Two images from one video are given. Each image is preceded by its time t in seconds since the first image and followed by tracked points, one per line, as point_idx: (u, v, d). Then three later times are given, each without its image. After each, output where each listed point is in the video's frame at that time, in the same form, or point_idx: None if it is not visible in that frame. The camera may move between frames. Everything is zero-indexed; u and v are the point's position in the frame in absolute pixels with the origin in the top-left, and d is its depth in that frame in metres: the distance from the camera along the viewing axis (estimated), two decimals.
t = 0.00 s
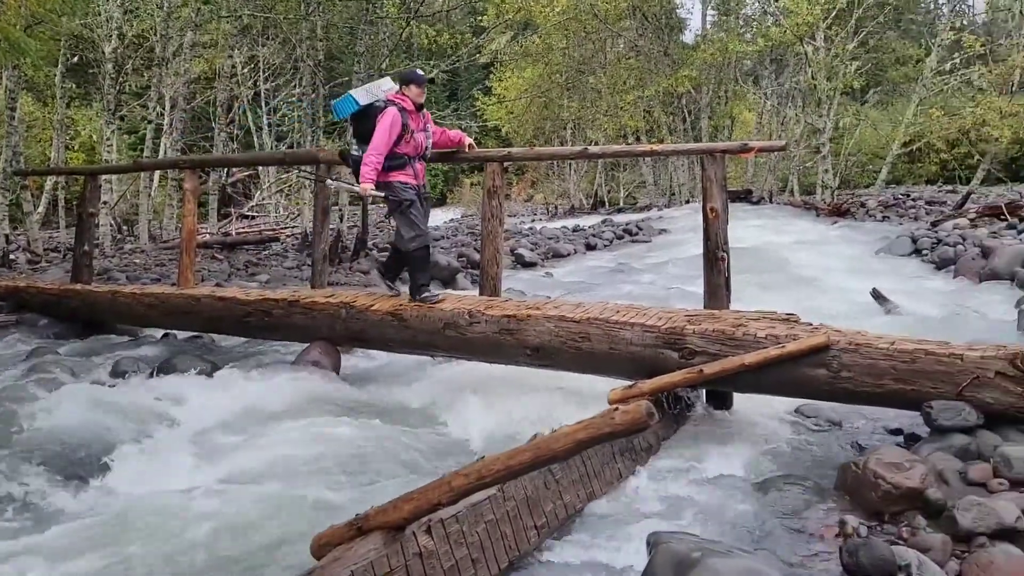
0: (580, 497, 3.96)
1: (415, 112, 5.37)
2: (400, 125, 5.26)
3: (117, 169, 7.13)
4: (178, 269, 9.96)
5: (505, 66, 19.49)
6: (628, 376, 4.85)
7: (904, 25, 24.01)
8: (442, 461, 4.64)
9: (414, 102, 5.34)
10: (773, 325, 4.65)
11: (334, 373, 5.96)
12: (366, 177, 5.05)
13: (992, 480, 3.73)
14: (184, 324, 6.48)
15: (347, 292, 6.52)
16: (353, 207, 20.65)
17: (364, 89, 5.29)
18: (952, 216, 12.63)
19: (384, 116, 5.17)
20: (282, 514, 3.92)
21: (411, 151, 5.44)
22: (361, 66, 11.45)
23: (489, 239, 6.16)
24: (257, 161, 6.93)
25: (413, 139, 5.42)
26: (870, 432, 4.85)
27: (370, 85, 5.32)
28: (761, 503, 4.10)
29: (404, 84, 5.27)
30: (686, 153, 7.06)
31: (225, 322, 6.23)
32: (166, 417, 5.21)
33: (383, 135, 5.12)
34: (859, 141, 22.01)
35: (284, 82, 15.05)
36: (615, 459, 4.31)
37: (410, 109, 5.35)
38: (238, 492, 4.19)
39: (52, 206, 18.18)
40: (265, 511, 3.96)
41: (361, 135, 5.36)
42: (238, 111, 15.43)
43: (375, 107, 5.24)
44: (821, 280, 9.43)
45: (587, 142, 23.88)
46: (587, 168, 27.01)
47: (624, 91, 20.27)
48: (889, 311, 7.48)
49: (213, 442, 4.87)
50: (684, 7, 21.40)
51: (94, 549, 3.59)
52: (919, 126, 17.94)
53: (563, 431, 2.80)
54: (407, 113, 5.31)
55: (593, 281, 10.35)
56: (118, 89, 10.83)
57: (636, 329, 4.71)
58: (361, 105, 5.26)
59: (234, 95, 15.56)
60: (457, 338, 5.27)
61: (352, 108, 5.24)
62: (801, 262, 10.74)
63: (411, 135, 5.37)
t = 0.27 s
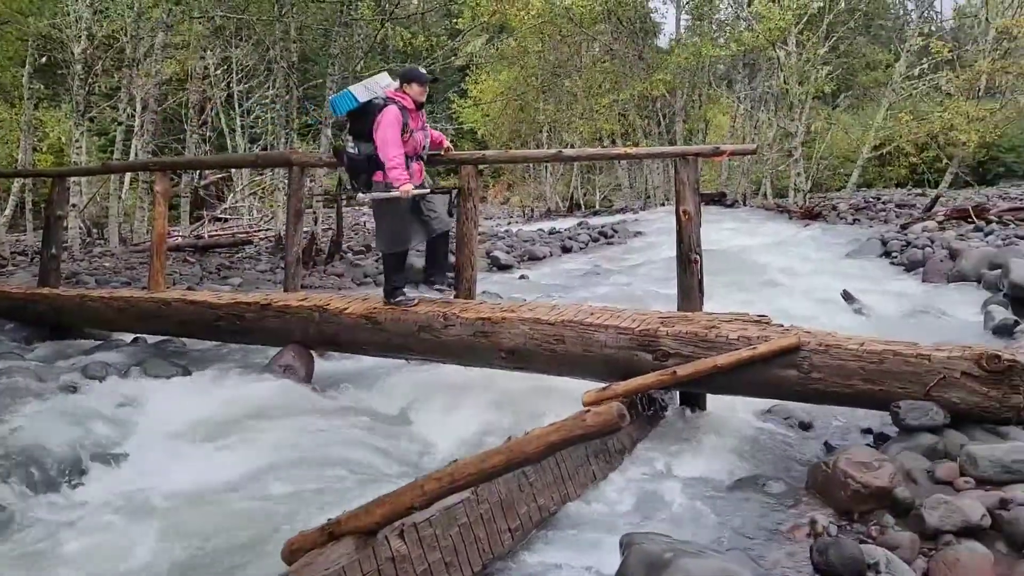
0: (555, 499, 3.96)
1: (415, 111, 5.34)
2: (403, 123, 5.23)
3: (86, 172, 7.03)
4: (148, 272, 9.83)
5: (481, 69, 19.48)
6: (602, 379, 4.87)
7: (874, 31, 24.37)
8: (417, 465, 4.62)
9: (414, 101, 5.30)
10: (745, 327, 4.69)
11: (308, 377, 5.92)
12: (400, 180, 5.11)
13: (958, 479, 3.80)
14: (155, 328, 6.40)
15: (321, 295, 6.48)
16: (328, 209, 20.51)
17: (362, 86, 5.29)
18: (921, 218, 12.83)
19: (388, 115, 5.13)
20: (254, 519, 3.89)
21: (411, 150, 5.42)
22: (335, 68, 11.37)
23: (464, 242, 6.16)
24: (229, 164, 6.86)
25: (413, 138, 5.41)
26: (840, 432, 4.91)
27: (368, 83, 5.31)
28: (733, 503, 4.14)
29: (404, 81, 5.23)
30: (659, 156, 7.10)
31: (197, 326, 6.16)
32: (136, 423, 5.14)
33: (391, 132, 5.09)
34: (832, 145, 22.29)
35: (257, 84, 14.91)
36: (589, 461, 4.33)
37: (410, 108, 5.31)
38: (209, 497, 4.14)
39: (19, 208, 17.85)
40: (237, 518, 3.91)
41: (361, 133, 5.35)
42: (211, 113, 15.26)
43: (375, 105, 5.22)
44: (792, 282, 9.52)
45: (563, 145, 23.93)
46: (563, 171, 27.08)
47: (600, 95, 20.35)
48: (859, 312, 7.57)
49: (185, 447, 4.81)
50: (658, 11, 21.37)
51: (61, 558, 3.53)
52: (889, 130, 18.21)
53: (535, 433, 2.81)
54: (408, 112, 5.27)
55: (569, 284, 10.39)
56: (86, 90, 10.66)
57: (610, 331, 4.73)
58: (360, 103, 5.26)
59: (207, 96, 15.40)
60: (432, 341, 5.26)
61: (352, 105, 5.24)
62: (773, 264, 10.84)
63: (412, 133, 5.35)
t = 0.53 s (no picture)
0: (523, 504, 3.96)
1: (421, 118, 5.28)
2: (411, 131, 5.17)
3: (46, 176, 6.90)
4: (112, 278, 9.67)
5: (451, 74, 19.47)
6: (570, 384, 4.88)
7: (839, 39, 24.79)
8: (385, 471, 4.60)
9: (420, 108, 5.24)
10: (712, 331, 4.74)
11: (275, 383, 5.85)
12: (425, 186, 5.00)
13: (918, 479, 3.87)
14: (118, 335, 6.29)
15: (288, 300, 6.42)
16: (297, 213, 20.34)
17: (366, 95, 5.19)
18: (884, 223, 13.06)
19: (398, 122, 5.05)
20: (220, 530, 3.84)
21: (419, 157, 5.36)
22: (303, 72, 11.28)
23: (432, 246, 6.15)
24: (194, 168, 6.77)
25: (420, 146, 5.35)
26: (805, 435, 4.97)
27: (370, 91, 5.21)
28: (699, 506, 4.17)
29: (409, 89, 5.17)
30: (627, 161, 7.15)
31: (161, 333, 6.07)
32: (98, 432, 5.05)
33: (405, 139, 5.03)
34: (798, 151, 22.62)
35: (224, 88, 14.76)
36: (558, 465, 4.33)
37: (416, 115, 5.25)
38: (173, 507, 4.08)
39: None
40: (201, 529, 3.85)
41: (366, 142, 5.25)
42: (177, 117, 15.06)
43: (381, 113, 5.13)
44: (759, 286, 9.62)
45: (534, 150, 24.00)
46: (534, 176, 27.16)
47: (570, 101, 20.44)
48: (824, 316, 7.68)
49: (148, 457, 4.73)
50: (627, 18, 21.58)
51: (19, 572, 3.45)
52: (853, 137, 18.52)
53: (501, 439, 2.81)
54: (414, 119, 5.21)
55: (538, 288, 10.41)
56: (47, 93, 10.46)
57: (578, 336, 4.75)
58: (365, 112, 5.15)
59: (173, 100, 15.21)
60: (400, 346, 5.23)
61: (357, 114, 5.14)
62: (741, 269, 10.95)
63: (420, 140, 5.29)
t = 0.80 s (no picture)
0: (492, 510, 3.95)
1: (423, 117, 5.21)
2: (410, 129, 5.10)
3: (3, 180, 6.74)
4: (71, 284, 9.47)
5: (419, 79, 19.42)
6: (538, 389, 4.88)
7: (803, 47, 25.21)
8: (352, 478, 4.56)
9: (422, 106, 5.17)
10: (678, 335, 4.77)
11: (240, 391, 5.77)
12: (401, 189, 4.86)
13: (880, 480, 3.93)
14: (78, 342, 6.16)
15: (254, 306, 6.34)
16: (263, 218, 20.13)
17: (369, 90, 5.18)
18: (847, 229, 13.30)
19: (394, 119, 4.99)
20: (183, 540, 3.78)
21: (418, 157, 5.27)
22: (269, 76, 11.17)
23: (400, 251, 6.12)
24: (157, 172, 6.67)
25: (421, 145, 5.26)
26: (770, 437, 5.03)
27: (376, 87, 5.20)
28: (666, 509, 4.20)
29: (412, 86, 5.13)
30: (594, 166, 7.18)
31: (123, 340, 5.96)
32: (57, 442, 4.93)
33: (397, 136, 4.94)
34: (764, 157, 22.95)
35: (189, 92, 14.57)
36: (526, 470, 4.33)
37: (418, 113, 5.19)
38: (135, 517, 4.00)
39: None
40: (162, 540, 3.78)
41: (365, 138, 5.21)
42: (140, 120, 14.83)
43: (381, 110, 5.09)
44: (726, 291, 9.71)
45: (503, 155, 24.04)
46: (504, 181, 27.20)
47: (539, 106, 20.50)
48: (789, 319, 7.78)
49: (108, 466, 4.64)
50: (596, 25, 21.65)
51: None
52: (817, 143, 18.84)
53: (468, 445, 2.80)
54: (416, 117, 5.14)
55: (507, 293, 10.42)
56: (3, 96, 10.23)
57: (546, 341, 4.75)
58: (366, 107, 5.13)
59: (135, 103, 14.97)
60: (368, 352, 5.19)
61: (357, 109, 5.12)
62: (708, 273, 11.05)
63: (419, 140, 5.19)
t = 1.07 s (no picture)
0: (468, 514, 3.94)
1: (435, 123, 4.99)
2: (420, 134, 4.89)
3: None
4: (43, 289, 9.35)
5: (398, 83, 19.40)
6: (516, 393, 4.89)
7: (779, 53, 25.50)
8: (328, 484, 4.53)
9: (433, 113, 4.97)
10: (655, 338, 4.80)
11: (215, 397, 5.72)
12: (387, 192, 4.66)
13: (853, 481, 3.98)
14: (49, 349, 6.07)
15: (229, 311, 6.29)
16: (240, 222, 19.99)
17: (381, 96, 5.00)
18: (822, 233, 13.45)
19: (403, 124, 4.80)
20: (156, 547, 3.73)
21: (430, 164, 5.04)
22: (246, 79, 11.11)
23: (377, 256, 6.10)
24: (131, 176, 6.59)
25: (433, 152, 5.03)
26: (745, 440, 5.07)
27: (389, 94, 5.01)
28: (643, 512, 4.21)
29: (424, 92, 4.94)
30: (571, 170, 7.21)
31: (95, 346, 5.88)
32: (26, 449, 4.86)
33: (402, 141, 4.73)
34: (741, 161, 23.15)
35: (164, 95, 14.46)
36: (503, 474, 4.33)
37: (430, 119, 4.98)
38: (106, 524, 3.95)
39: None
40: (134, 547, 3.73)
41: (376, 145, 5.02)
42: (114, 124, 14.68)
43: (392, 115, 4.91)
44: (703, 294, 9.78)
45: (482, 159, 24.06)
46: (483, 185, 27.22)
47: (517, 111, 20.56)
48: (765, 322, 7.85)
49: (80, 473, 4.57)
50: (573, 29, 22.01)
51: None
52: (792, 148, 19.04)
53: (443, 449, 2.80)
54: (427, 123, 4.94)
55: (485, 298, 10.42)
56: None
57: (523, 345, 4.76)
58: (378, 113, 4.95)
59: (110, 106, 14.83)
60: (345, 357, 5.17)
61: (368, 115, 4.94)
62: (685, 277, 11.13)
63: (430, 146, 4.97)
